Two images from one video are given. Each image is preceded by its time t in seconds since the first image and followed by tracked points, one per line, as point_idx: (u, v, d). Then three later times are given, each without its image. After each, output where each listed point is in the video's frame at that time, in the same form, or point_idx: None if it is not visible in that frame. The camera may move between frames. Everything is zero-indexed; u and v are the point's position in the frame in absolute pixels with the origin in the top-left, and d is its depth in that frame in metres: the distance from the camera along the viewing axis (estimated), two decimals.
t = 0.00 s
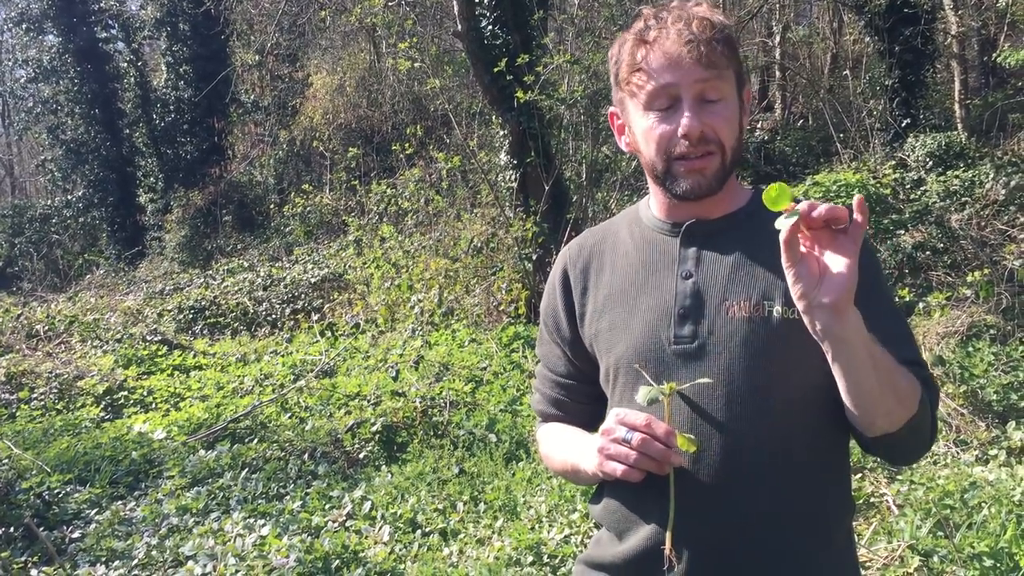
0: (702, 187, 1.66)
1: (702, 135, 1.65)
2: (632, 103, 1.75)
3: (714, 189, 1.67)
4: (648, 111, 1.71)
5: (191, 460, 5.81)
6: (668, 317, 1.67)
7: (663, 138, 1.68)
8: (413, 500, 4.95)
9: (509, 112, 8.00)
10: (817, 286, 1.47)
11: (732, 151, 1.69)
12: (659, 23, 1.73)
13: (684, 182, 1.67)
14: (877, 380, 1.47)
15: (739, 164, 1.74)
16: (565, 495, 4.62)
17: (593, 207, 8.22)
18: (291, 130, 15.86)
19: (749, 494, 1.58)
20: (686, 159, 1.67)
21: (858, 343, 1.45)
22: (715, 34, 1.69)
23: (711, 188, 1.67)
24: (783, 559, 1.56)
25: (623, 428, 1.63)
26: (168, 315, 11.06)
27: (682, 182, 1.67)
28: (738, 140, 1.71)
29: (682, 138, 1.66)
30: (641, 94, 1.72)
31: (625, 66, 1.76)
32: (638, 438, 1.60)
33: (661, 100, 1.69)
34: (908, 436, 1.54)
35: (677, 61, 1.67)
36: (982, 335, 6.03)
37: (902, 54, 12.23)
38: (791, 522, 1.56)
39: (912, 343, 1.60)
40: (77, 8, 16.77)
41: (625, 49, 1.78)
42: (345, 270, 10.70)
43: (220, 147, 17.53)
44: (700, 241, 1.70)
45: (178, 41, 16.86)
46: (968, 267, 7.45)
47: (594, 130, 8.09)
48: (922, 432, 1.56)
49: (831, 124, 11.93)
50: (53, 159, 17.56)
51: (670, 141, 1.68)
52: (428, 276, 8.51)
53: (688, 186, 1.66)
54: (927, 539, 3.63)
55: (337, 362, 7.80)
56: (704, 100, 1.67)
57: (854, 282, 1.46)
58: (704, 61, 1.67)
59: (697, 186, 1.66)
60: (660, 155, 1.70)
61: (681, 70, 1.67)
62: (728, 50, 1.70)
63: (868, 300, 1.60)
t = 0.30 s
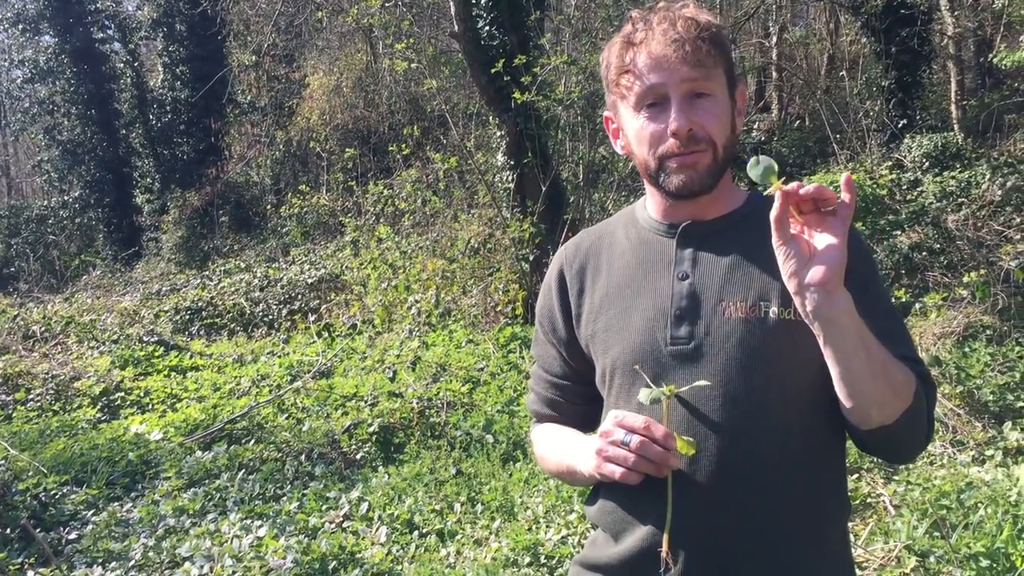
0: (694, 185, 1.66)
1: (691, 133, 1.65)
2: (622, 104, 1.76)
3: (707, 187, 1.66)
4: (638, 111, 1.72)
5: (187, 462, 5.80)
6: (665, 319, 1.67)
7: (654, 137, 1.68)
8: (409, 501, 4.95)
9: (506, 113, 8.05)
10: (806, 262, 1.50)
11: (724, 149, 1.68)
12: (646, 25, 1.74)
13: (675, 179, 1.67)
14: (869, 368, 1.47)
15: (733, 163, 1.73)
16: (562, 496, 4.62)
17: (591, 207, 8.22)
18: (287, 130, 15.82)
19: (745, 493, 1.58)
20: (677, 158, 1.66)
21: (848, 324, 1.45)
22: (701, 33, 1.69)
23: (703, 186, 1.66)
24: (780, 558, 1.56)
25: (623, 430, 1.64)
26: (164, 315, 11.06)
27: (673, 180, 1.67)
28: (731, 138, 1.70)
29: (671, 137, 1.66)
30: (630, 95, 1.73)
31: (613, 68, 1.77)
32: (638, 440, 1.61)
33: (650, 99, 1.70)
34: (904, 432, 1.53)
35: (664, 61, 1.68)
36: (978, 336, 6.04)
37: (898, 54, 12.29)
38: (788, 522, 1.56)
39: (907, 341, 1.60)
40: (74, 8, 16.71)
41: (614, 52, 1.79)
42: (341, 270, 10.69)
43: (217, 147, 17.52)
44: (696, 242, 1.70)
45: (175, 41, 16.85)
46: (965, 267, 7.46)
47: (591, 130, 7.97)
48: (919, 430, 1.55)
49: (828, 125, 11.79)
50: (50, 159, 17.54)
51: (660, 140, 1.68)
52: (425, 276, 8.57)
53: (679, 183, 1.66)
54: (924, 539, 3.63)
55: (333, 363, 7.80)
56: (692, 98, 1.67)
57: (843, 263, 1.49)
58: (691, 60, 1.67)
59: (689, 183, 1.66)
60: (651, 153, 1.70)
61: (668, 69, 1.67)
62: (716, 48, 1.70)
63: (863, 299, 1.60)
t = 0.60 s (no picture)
0: (687, 185, 1.65)
1: (684, 130, 1.65)
2: (614, 104, 1.76)
3: (701, 185, 1.66)
4: (630, 111, 1.72)
5: (185, 462, 5.80)
6: (661, 320, 1.66)
7: (646, 136, 1.69)
8: (408, 501, 4.95)
9: (504, 113, 8.05)
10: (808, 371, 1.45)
11: (717, 147, 1.67)
12: (636, 24, 1.74)
13: (669, 179, 1.67)
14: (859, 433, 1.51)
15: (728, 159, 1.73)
16: (560, 496, 4.63)
17: (589, 208, 8.23)
18: (286, 131, 15.80)
19: (741, 495, 1.57)
20: (670, 157, 1.67)
21: (844, 421, 1.46)
22: (691, 29, 1.69)
23: (697, 184, 1.66)
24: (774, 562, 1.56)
25: (608, 435, 1.65)
26: (162, 316, 11.06)
27: (667, 179, 1.67)
28: (724, 134, 1.70)
29: (663, 136, 1.66)
30: (621, 95, 1.73)
31: (603, 69, 1.78)
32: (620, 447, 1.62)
33: (641, 100, 1.70)
34: (906, 446, 1.57)
35: (655, 59, 1.68)
36: (976, 336, 6.05)
37: (896, 55, 12.25)
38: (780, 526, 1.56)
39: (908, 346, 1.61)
40: (71, 9, 16.73)
41: (604, 51, 1.79)
42: (339, 271, 10.68)
43: (215, 148, 17.49)
44: (692, 243, 1.70)
45: (173, 41, 16.84)
46: (963, 268, 7.47)
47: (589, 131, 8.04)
48: (918, 433, 1.57)
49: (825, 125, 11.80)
50: (47, 160, 17.52)
51: (653, 139, 1.68)
52: (423, 277, 8.44)
53: (674, 182, 1.66)
54: (922, 539, 3.63)
55: (332, 363, 7.80)
56: (684, 97, 1.67)
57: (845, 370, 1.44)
58: (681, 57, 1.67)
59: (683, 183, 1.65)
60: (644, 154, 1.70)
61: (659, 67, 1.67)
62: (705, 45, 1.70)
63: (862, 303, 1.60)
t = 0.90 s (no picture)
0: (689, 183, 1.65)
1: (684, 127, 1.65)
2: (613, 101, 1.76)
3: (702, 183, 1.66)
4: (630, 108, 1.72)
5: (182, 462, 5.80)
6: (664, 321, 1.66)
7: (647, 133, 1.68)
8: (405, 501, 4.95)
9: (503, 113, 8.03)
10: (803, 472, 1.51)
11: (718, 145, 1.67)
12: (636, 22, 1.73)
13: (670, 176, 1.66)
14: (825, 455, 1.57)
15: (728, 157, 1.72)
16: (558, 496, 4.63)
17: (587, 208, 8.23)
18: (284, 131, 15.76)
19: (742, 498, 1.58)
20: (671, 154, 1.66)
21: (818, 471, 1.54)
22: (691, 26, 1.69)
23: (697, 182, 1.66)
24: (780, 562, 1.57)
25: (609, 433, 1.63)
26: (160, 316, 11.05)
27: (668, 177, 1.66)
28: (724, 131, 1.70)
29: (663, 133, 1.66)
30: (622, 92, 1.73)
31: (603, 66, 1.77)
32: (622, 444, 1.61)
33: (641, 96, 1.69)
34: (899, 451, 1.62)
35: (655, 56, 1.68)
36: (974, 336, 6.05)
37: (894, 55, 12.27)
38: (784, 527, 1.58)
39: (909, 351, 1.65)
40: (70, 9, 16.75)
41: (604, 48, 1.78)
42: (337, 271, 10.67)
43: (213, 148, 17.47)
44: (694, 244, 1.69)
45: (171, 41, 16.85)
46: (960, 268, 7.47)
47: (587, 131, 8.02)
48: (913, 435, 1.62)
49: (823, 125, 11.79)
50: (46, 160, 17.52)
51: (653, 136, 1.68)
52: (422, 277, 8.55)
53: (675, 180, 1.65)
54: (919, 539, 3.63)
55: (330, 363, 7.79)
56: (684, 94, 1.67)
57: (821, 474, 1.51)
58: (680, 54, 1.67)
59: (685, 181, 1.65)
60: (644, 151, 1.69)
61: (659, 64, 1.67)
62: (706, 41, 1.69)
63: (864, 308, 1.61)
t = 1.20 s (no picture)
0: (692, 187, 1.65)
1: (687, 131, 1.65)
2: (616, 103, 1.75)
3: (705, 186, 1.66)
4: (633, 111, 1.71)
5: (182, 464, 5.80)
6: (667, 324, 1.66)
7: (649, 136, 1.68)
8: (406, 503, 4.94)
9: (503, 115, 8.00)
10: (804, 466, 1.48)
11: (720, 148, 1.67)
12: (637, 24, 1.73)
13: (673, 180, 1.66)
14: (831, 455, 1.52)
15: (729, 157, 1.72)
16: (558, 497, 4.63)
17: (587, 209, 8.24)
18: (284, 132, 15.76)
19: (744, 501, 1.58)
20: (673, 158, 1.66)
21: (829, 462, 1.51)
22: (694, 29, 1.68)
23: (699, 186, 1.65)
24: (788, 565, 1.58)
25: (616, 422, 1.60)
26: (160, 318, 11.06)
27: (671, 180, 1.66)
28: (726, 134, 1.70)
29: (666, 137, 1.66)
30: (624, 94, 1.72)
31: (605, 68, 1.76)
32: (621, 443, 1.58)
33: (644, 100, 1.69)
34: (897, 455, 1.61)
35: (658, 58, 1.67)
36: (974, 337, 6.05)
37: (895, 56, 12.29)
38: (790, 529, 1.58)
39: (909, 355, 1.64)
40: (70, 10, 16.78)
41: (606, 50, 1.78)
42: (338, 272, 10.67)
43: (214, 149, 17.48)
44: (697, 246, 1.69)
45: (171, 42, 16.85)
46: (960, 269, 7.47)
47: (587, 132, 8.09)
48: (912, 437, 1.61)
49: (824, 127, 11.78)
50: (46, 161, 17.53)
51: (655, 140, 1.67)
52: (422, 278, 8.56)
53: (678, 184, 1.65)
54: (919, 541, 3.62)
55: (330, 364, 7.79)
56: (686, 97, 1.67)
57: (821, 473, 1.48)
58: (684, 57, 1.66)
59: (688, 185, 1.65)
60: (646, 155, 1.69)
61: (662, 67, 1.67)
62: (708, 44, 1.69)
63: (863, 310, 1.61)
